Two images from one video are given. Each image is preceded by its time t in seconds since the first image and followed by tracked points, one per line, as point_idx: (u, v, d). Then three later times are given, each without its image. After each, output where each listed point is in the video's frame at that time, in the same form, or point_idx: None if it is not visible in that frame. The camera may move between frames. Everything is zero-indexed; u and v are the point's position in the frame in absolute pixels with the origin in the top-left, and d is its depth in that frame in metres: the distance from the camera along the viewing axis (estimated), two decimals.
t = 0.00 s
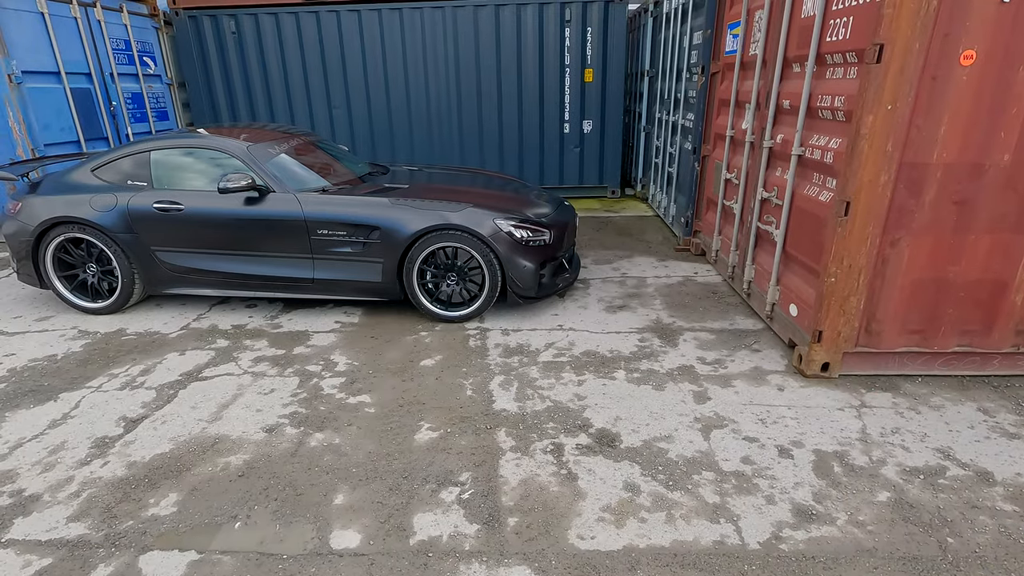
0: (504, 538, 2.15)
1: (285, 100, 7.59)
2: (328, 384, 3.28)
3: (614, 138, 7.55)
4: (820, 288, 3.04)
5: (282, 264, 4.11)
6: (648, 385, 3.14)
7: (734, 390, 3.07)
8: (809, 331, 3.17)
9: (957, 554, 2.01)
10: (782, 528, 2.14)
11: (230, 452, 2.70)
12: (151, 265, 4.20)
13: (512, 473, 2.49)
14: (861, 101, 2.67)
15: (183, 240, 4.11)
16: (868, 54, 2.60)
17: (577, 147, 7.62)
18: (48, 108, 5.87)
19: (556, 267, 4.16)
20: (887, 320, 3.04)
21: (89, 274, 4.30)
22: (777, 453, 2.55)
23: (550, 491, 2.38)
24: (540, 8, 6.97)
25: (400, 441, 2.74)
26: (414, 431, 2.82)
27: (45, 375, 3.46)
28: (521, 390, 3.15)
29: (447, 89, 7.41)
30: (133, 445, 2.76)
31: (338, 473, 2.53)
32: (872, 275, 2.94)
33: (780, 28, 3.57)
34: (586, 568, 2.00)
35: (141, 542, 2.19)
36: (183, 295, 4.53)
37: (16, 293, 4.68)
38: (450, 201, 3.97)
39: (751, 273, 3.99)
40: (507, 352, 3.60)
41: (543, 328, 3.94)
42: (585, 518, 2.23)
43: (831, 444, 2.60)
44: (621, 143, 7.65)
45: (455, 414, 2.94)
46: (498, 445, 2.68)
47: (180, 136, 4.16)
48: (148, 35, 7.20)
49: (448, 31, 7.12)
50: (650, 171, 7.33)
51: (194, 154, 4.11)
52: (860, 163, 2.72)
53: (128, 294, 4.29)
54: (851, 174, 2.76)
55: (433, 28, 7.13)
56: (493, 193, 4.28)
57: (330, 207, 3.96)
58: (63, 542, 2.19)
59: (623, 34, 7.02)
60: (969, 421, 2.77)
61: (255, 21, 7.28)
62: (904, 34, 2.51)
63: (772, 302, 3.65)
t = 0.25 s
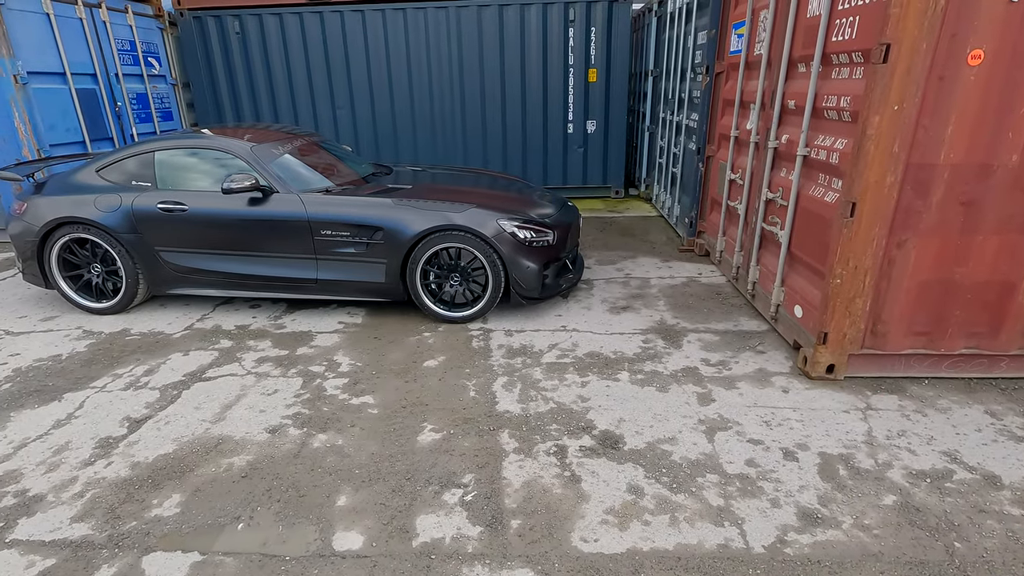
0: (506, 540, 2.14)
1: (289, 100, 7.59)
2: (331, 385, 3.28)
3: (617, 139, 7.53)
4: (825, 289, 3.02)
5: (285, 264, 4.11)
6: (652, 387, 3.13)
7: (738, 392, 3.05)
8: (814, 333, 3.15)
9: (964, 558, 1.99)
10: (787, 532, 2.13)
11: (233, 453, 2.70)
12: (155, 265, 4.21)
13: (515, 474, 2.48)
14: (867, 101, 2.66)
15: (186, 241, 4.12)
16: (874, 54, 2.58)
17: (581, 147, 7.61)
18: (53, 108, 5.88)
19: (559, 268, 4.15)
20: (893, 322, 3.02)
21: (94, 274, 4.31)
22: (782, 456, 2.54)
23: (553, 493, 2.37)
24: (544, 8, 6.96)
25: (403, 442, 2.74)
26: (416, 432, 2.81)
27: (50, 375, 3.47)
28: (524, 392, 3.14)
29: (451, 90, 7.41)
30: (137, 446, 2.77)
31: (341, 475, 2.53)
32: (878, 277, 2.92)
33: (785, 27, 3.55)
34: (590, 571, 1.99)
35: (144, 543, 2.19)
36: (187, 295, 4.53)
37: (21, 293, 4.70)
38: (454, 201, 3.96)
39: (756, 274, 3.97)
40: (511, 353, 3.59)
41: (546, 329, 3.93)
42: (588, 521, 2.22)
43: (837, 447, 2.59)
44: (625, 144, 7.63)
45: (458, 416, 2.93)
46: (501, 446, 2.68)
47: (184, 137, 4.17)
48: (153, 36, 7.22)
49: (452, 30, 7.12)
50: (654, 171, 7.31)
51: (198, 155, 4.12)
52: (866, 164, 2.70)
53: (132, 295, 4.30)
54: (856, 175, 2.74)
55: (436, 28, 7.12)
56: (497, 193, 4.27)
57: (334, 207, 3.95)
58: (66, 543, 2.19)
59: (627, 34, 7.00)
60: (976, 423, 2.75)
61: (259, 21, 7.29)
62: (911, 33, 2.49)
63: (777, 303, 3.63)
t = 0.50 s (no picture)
0: (508, 542, 2.13)
1: (292, 100, 7.60)
2: (334, 385, 3.28)
3: (620, 138, 7.52)
4: (830, 289, 3.01)
5: (288, 264, 4.11)
6: (655, 387, 3.12)
7: (742, 393, 3.04)
8: (818, 333, 3.13)
9: (970, 561, 1.98)
10: (790, 534, 2.11)
11: (235, 453, 2.70)
12: (158, 265, 4.21)
13: (517, 475, 2.48)
14: (872, 101, 2.64)
15: (190, 240, 4.12)
16: (879, 53, 2.56)
17: (584, 147, 7.60)
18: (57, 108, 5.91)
19: (562, 268, 4.14)
20: (898, 322, 2.99)
21: (97, 273, 4.32)
22: (786, 457, 2.52)
23: (555, 494, 2.36)
24: (547, 7, 6.95)
25: (405, 442, 2.73)
26: (419, 432, 2.81)
27: (53, 374, 3.47)
28: (526, 392, 3.13)
29: (454, 89, 7.41)
30: (139, 445, 2.77)
31: (343, 475, 2.52)
32: (883, 277, 2.90)
33: (789, 27, 3.54)
34: (592, 573, 1.99)
35: (146, 542, 2.19)
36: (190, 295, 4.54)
37: (25, 292, 4.71)
38: (456, 201, 3.96)
39: (759, 274, 3.95)
40: (513, 353, 3.58)
41: (549, 329, 3.92)
42: (590, 522, 2.21)
43: (841, 449, 2.57)
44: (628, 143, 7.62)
45: (460, 416, 2.93)
46: (503, 447, 2.67)
47: (187, 137, 4.17)
48: (157, 36, 7.24)
49: (455, 30, 7.11)
50: (657, 171, 7.29)
51: (201, 154, 4.12)
52: (872, 164, 2.68)
53: (135, 294, 4.31)
54: (861, 175, 2.73)
55: (439, 28, 7.12)
56: (500, 193, 4.27)
57: (336, 207, 3.95)
58: (69, 542, 2.20)
59: (630, 34, 6.99)
60: (982, 425, 2.73)
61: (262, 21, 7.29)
62: (916, 32, 2.47)
63: (781, 304, 3.61)
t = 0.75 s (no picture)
0: (511, 543, 2.12)
1: (295, 99, 7.60)
2: (336, 385, 3.27)
3: (624, 137, 7.50)
4: (834, 290, 2.99)
5: (290, 263, 4.11)
6: (659, 388, 3.10)
7: (746, 393, 3.02)
8: (823, 334, 3.11)
9: (977, 565, 1.96)
10: (795, 536, 2.10)
11: (237, 452, 2.69)
12: (161, 264, 4.21)
13: (520, 476, 2.46)
14: (878, 99, 2.62)
15: (193, 239, 4.12)
16: (886, 51, 2.54)
17: (587, 146, 7.58)
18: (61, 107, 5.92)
19: (565, 267, 4.13)
20: (903, 323, 2.97)
21: (100, 272, 4.32)
22: (790, 458, 2.50)
23: (558, 495, 2.35)
24: (550, 6, 6.93)
25: (407, 443, 2.72)
26: (421, 433, 2.80)
27: (56, 373, 3.47)
28: (529, 392, 3.12)
29: (456, 88, 7.39)
30: (142, 445, 2.77)
31: (345, 475, 2.52)
32: (889, 277, 2.88)
33: (794, 25, 3.51)
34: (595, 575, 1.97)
35: (148, 542, 2.19)
36: (193, 294, 4.54)
37: (28, 291, 4.72)
38: (459, 200, 3.95)
39: (763, 274, 3.93)
40: (516, 353, 3.57)
41: (552, 329, 3.91)
42: (594, 524, 2.19)
43: (846, 450, 2.55)
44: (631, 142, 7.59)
45: (463, 416, 2.92)
46: (506, 448, 2.66)
47: (190, 136, 4.17)
48: (160, 35, 7.25)
49: (458, 28, 7.09)
50: (660, 170, 7.27)
51: (204, 153, 4.12)
52: (877, 163, 2.66)
53: (138, 293, 4.31)
54: (867, 174, 2.70)
55: (442, 26, 7.10)
56: (503, 192, 4.25)
57: (339, 206, 3.95)
58: (71, 542, 2.19)
59: (634, 32, 6.96)
60: (989, 427, 2.70)
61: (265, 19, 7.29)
62: (924, 30, 2.45)
63: (785, 304, 3.59)
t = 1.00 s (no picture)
0: (511, 544, 2.11)
1: (297, 98, 7.59)
2: (337, 384, 3.26)
3: (626, 136, 7.48)
4: (837, 289, 2.97)
5: (291, 262, 4.10)
6: (660, 388, 3.09)
7: (748, 393, 3.01)
8: (826, 333, 3.10)
9: (981, 567, 1.95)
10: (798, 537, 2.08)
11: (237, 452, 2.69)
12: (162, 263, 4.21)
13: (521, 476, 2.45)
14: (882, 97, 2.59)
15: (194, 238, 4.12)
16: (890, 49, 2.52)
17: (589, 145, 7.56)
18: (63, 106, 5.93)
19: (567, 266, 4.11)
20: (907, 323, 2.95)
21: (101, 271, 4.32)
22: (793, 459, 2.49)
23: (559, 495, 2.34)
24: (552, 4, 6.91)
25: (408, 442, 2.71)
26: (421, 432, 2.79)
27: (57, 372, 3.47)
28: (530, 392, 3.11)
29: (458, 86, 7.38)
30: (142, 444, 2.76)
31: (346, 475, 2.51)
32: (892, 277, 2.86)
33: (797, 22, 3.49)
34: None
35: (148, 542, 2.18)
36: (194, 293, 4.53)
37: (30, 289, 4.72)
38: (460, 199, 3.94)
39: (766, 273, 3.91)
40: (517, 352, 3.56)
41: (553, 328, 3.89)
42: (594, 524, 2.18)
43: (849, 451, 2.54)
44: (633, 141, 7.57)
45: (464, 416, 2.91)
46: (506, 447, 2.65)
47: (191, 134, 4.16)
48: (162, 33, 7.25)
49: (460, 26, 7.08)
50: (662, 168, 7.24)
51: (205, 152, 4.11)
52: (881, 161, 2.64)
53: (140, 292, 4.31)
54: (871, 173, 2.68)
55: (444, 24, 7.09)
56: (504, 191, 4.24)
57: (340, 205, 3.94)
58: (71, 541, 2.19)
59: (636, 30, 6.94)
60: (993, 427, 2.68)
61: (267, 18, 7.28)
62: (929, 27, 2.42)
63: (788, 303, 3.57)
